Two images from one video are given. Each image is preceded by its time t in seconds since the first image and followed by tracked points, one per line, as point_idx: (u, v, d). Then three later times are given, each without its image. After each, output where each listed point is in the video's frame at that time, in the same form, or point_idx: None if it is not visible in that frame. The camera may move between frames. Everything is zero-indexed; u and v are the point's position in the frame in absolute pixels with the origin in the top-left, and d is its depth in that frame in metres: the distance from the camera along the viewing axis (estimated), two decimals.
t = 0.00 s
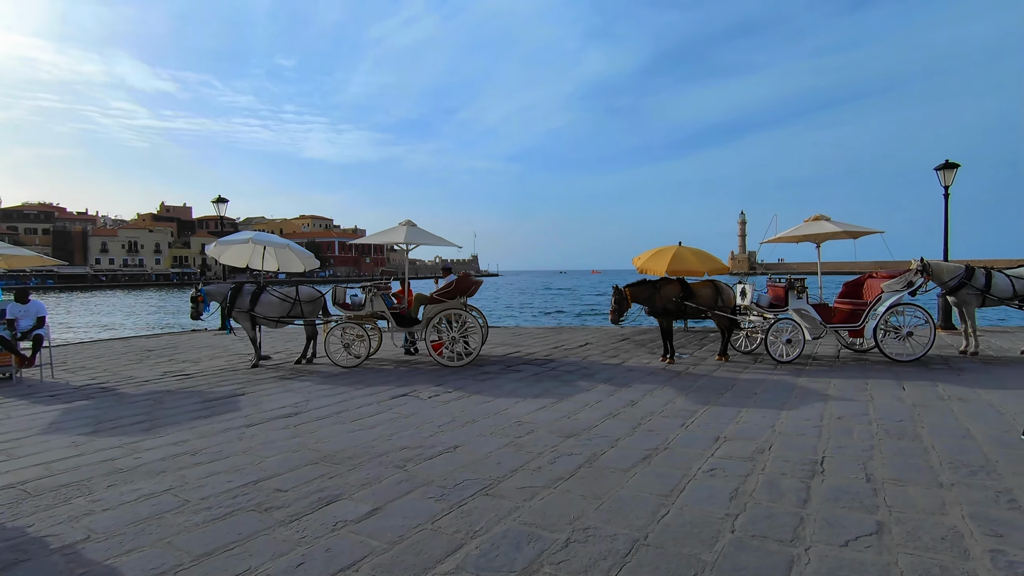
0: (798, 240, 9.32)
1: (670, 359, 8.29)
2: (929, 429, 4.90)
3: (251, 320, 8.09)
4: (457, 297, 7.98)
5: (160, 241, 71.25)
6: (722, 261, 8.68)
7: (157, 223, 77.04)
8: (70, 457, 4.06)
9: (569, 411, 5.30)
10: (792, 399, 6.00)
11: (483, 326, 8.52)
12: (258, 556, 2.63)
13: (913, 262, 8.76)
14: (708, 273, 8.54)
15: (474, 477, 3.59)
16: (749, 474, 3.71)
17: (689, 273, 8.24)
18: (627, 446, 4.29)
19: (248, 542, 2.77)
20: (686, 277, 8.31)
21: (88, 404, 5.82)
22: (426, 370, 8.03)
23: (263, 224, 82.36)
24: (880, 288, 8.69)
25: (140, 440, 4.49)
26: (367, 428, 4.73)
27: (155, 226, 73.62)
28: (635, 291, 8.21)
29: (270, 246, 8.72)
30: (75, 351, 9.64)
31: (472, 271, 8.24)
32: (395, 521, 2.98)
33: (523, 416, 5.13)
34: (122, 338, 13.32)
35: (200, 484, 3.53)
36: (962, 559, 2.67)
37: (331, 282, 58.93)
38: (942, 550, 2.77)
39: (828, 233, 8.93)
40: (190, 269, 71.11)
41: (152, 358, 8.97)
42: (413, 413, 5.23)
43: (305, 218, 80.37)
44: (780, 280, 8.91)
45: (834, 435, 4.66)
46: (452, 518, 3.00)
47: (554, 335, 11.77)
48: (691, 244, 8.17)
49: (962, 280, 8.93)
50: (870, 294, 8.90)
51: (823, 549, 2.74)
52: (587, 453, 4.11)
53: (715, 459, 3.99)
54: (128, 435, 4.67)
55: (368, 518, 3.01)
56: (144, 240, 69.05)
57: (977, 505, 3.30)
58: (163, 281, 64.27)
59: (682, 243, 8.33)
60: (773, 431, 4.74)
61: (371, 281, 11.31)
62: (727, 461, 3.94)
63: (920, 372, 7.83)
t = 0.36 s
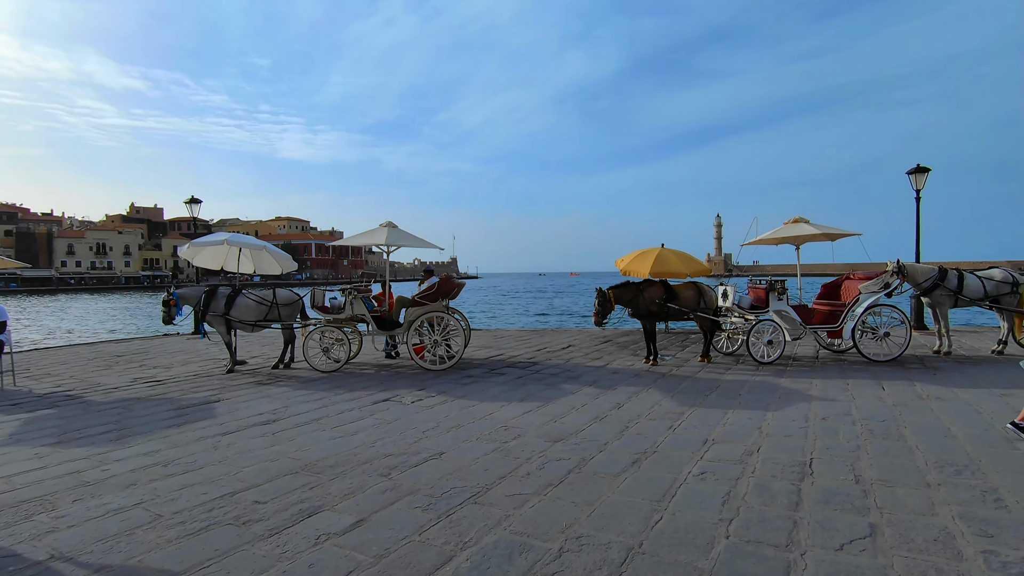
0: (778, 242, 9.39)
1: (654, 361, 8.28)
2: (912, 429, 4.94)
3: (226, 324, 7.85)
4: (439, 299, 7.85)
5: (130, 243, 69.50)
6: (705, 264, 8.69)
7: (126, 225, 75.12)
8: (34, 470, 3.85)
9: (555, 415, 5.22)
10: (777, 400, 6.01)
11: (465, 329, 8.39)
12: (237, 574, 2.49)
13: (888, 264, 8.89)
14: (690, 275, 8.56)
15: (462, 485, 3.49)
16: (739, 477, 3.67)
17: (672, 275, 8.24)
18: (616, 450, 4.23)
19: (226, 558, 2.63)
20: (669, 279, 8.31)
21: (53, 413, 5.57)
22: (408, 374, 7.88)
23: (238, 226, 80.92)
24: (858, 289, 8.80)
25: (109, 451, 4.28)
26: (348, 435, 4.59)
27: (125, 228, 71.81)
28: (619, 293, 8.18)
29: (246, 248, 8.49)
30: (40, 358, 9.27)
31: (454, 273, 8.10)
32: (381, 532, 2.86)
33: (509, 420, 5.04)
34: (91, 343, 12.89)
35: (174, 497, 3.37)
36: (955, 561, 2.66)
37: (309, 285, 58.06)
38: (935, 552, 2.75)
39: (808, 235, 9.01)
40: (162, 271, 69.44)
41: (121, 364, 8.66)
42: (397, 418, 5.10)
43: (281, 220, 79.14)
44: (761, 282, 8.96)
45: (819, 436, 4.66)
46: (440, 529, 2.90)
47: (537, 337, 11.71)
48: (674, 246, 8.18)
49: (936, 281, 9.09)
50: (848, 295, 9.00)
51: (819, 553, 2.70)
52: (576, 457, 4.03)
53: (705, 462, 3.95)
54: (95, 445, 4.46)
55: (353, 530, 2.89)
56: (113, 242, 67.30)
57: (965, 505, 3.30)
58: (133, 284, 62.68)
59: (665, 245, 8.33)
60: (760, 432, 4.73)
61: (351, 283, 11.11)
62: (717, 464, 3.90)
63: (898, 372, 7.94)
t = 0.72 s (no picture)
0: (764, 245, 9.46)
1: (643, 364, 8.28)
2: (900, 430, 4.97)
3: (209, 328, 7.69)
4: (428, 303, 7.77)
5: (108, 246, 68.19)
6: (693, 266, 8.73)
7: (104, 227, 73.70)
8: (8, 481, 3.71)
9: (547, 419, 5.17)
10: (766, 402, 6.03)
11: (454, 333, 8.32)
12: None
13: (872, 267, 9.00)
14: (679, 278, 8.58)
15: (455, 491, 3.42)
16: (734, 480, 3.65)
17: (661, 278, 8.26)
18: (610, 454, 4.19)
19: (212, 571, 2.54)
20: (657, 282, 8.33)
21: (28, 421, 5.39)
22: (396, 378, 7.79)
23: (219, 229, 79.81)
24: (843, 292, 8.89)
25: (88, 460, 4.14)
26: (337, 441, 4.50)
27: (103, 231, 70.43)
28: (608, 296, 8.17)
29: (230, 251, 8.35)
30: (14, 364, 9.01)
31: (443, 276, 8.03)
32: (373, 541, 2.79)
33: (500, 424, 4.98)
34: (67, 349, 12.56)
35: (157, 507, 3.26)
36: (952, 562, 2.66)
37: (292, 288, 57.42)
38: (931, 553, 2.75)
39: (793, 239, 9.09)
40: (141, 275, 68.22)
41: (99, 369, 8.44)
42: (386, 424, 5.02)
43: (263, 223, 78.28)
44: (748, 285, 9.01)
45: (811, 437, 4.67)
46: (434, 537, 2.83)
47: (524, 340, 11.65)
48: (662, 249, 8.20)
49: (918, 283, 9.21)
50: (833, 298, 9.09)
51: (818, 557, 2.68)
52: (569, 462, 3.99)
53: (699, 466, 3.93)
54: (73, 454, 4.31)
55: (344, 539, 2.81)
56: (91, 245, 65.99)
57: (958, 506, 3.31)
58: (111, 288, 61.48)
59: (653, 248, 8.35)
60: (751, 435, 4.73)
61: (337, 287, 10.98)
62: (711, 467, 3.88)
63: (882, 374, 8.02)
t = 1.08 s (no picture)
0: (751, 248, 9.55)
1: (632, 366, 8.31)
2: (886, 431, 5.05)
3: (194, 332, 7.58)
4: (417, 306, 7.72)
5: (87, 248, 67.00)
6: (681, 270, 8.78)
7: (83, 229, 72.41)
8: None
9: (538, 423, 5.16)
10: (754, 404, 6.08)
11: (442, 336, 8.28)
12: None
13: (856, 270, 9.13)
14: (667, 281, 8.64)
15: (448, 496, 3.41)
16: (726, 482, 3.68)
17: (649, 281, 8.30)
18: (601, 457, 4.19)
19: None
20: (646, 285, 8.38)
21: (6, 428, 5.27)
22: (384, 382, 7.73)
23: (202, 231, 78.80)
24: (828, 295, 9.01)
25: (70, 468, 4.06)
26: (326, 447, 4.45)
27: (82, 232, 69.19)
28: (597, 299, 8.20)
29: (216, 254, 8.23)
30: None
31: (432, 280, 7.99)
32: (367, 548, 2.76)
33: (491, 429, 4.96)
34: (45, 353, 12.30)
35: (143, 516, 3.20)
36: (940, 562, 2.70)
37: (276, 291, 56.84)
38: (920, 553, 2.79)
39: (779, 242, 9.19)
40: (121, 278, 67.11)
41: (80, 374, 8.27)
42: (376, 428, 4.98)
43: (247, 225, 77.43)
44: (735, 288, 9.09)
45: (799, 439, 4.72)
46: (428, 543, 2.81)
47: (513, 344, 11.64)
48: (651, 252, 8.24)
49: (901, 286, 9.36)
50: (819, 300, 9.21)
51: (811, 558, 2.71)
52: (561, 466, 3.99)
53: (690, 468, 3.95)
54: (54, 462, 4.22)
55: (337, 547, 2.78)
56: (69, 247, 64.78)
57: (944, 506, 3.37)
58: (90, 291, 60.40)
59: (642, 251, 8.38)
60: (741, 437, 4.77)
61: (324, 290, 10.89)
62: (703, 470, 3.91)
63: (866, 375, 8.14)
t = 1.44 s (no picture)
0: (726, 250, 9.70)
1: (610, 367, 8.35)
2: (857, 427, 5.16)
3: (164, 334, 7.38)
4: (395, 307, 7.64)
5: (51, 249, 64.92)
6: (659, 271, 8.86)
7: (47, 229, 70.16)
8: None
9: (518, 424, 5.15)
10: (731, 403, 6.16)
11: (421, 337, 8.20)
12: None
13: (828, 271, 9.33)
14: (645, 282, 8.71)
15: (429, 499, 3.37)
16: (704, 481, 3.71)
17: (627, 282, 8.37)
18: (581, 457, 4.20)
19: None
20: (624, 285, 8.43)
21: None
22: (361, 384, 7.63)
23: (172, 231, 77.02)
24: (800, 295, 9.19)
25: (33, 476, 3.91)
26: (303, 451, 4.37)
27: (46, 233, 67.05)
28: (576, 300, 8.23)
29: (187, 254, 8.03)
30: None
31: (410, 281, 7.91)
32: (347, 552, 2.71)
33: (472, 430, 4.93)
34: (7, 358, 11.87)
35: (111, 524, 3.09)
36: (911, 554, 2.77)
37: (249, 293, 55.84)
38: (891, 546, 2.86)
39: (754, 243, 9.34)
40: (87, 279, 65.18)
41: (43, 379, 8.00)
42: (354, 431, 4.91)
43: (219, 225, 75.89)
44: (711, 289, 9.21)
45: (775, 437, 4.80)
46: (410, 547, 2.77)
47: (491, 345, 11.61)
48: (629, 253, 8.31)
49: (870, 287, 9.59)
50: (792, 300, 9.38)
51: (788, 553, 2.74)
52: (542, 466, 3.98)
53: (670, 467, 3.98)
54: (15, 470, 4.06)
55: (316, 552, 2.73)
56: (32, 248, 62.74)
57: (914, 500, 3.45)
58: (54, 293, 58.54)
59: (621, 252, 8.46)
60: (719, 435, 4.82)
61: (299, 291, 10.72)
62: (682, 468, 3.94)
63: (837, 373, 8.32)
